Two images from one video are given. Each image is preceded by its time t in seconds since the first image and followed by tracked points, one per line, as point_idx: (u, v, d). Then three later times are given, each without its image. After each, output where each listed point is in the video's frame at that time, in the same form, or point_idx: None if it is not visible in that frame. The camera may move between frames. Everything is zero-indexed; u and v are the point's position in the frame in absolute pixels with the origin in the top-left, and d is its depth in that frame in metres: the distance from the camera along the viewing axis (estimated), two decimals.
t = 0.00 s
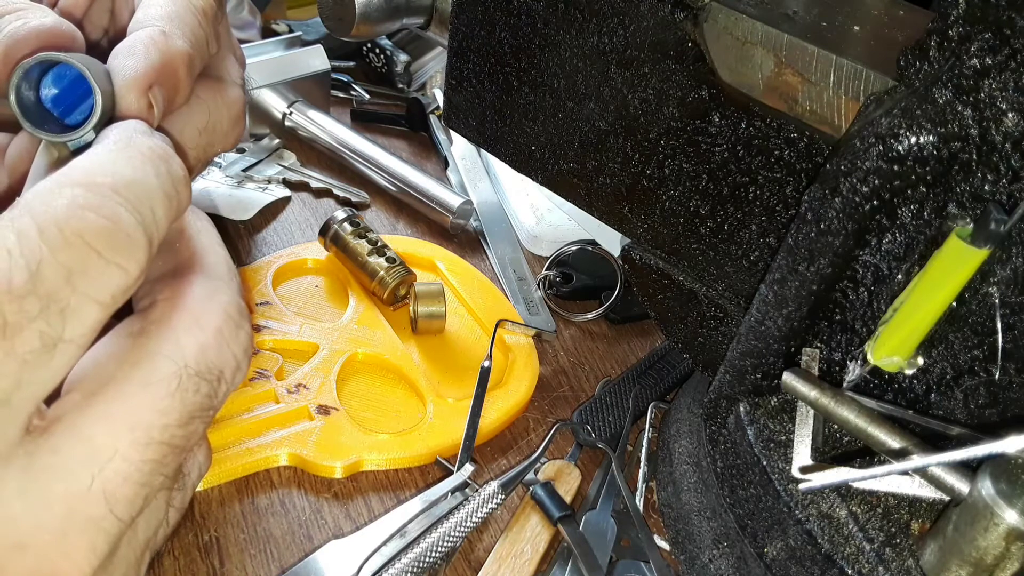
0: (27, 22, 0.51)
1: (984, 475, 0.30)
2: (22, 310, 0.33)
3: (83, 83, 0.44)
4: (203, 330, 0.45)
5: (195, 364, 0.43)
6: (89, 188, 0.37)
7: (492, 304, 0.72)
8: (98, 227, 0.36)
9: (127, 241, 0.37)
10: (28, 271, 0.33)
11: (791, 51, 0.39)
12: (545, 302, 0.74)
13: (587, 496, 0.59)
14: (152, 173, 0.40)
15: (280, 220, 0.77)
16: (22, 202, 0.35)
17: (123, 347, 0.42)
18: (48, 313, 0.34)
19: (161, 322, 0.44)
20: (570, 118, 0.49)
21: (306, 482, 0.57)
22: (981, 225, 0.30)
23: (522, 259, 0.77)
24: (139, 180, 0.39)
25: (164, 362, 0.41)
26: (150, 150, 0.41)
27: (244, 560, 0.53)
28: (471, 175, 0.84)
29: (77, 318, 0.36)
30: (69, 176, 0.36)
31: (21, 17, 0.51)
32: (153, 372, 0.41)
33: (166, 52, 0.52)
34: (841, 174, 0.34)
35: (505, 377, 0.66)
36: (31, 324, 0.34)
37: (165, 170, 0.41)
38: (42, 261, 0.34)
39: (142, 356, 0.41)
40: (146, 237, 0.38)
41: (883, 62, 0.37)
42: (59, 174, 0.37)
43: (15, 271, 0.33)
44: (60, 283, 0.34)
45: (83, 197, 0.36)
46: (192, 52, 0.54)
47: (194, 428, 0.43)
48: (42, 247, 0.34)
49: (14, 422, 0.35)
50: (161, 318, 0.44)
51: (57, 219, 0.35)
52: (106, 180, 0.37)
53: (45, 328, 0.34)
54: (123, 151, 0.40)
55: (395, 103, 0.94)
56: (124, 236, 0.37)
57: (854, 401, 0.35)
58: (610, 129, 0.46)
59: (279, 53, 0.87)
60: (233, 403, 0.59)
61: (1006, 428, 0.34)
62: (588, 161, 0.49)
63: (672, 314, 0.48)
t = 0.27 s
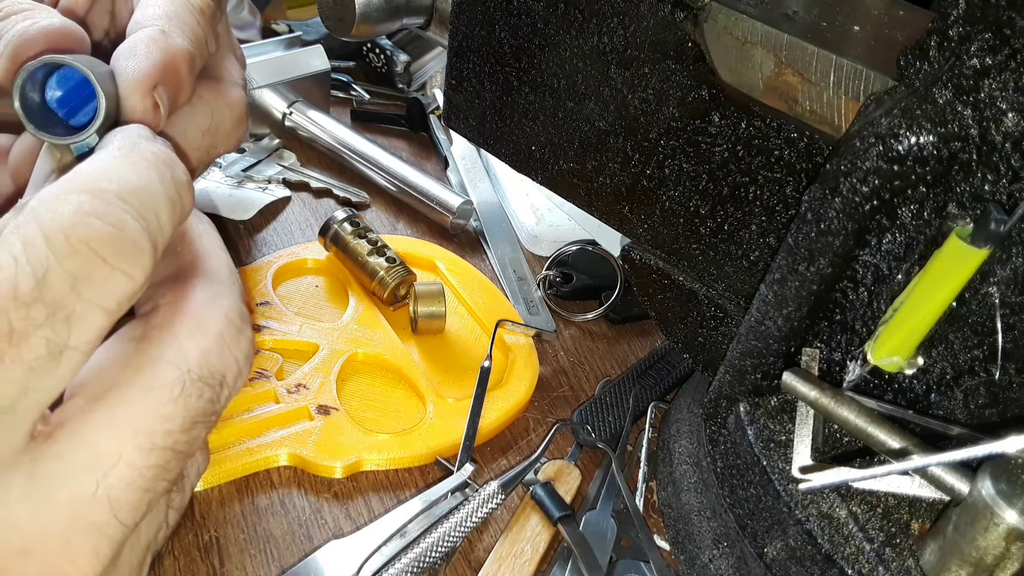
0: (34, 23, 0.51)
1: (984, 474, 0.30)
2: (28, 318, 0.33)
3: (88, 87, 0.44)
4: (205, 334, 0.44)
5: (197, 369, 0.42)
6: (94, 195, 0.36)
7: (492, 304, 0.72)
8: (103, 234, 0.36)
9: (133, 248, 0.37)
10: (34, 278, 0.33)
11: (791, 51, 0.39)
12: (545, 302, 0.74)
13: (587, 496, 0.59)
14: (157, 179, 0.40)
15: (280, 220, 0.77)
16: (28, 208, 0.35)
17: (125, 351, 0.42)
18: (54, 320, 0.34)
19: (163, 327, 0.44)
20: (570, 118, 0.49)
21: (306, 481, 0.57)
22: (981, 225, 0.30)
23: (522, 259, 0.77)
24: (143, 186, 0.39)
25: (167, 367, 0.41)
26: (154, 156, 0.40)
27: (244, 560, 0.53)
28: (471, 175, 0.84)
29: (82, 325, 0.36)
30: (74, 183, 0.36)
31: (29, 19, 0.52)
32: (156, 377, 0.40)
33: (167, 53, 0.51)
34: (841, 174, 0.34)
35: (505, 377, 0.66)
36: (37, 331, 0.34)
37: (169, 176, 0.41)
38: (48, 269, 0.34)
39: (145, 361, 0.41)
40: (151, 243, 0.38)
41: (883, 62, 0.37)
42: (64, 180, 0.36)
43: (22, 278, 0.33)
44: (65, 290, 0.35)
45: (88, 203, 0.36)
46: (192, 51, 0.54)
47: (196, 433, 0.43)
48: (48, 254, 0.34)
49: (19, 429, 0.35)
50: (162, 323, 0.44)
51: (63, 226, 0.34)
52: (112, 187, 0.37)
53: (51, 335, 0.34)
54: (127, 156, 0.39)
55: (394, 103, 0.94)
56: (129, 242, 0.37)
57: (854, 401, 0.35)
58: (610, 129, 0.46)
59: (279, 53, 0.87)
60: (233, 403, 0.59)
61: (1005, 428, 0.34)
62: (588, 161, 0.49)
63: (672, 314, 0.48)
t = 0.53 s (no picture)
0: (41, 24, 0.51)
1: (984, 475, 0.30)
2: (24, 323, 0.33)
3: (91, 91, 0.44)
4: (205, 339, 0.44)
5: (196, 375, 0.42)
6: (90, 200, 0.36)
7: (492, 304, 0.72)
8: (100, 239, 0.36)
9: (129, 252, 0.37)
10: (30, 283, 0.33)
11: (791, 51, 0.39)
12: (545, 302, 0.74)
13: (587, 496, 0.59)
14: (153, 184, 0.40)
15: (280, 220, 0.77)
16: (25, 213, 0.35)
17: (124, 356, 0.42)
18: (50, 325, 0.34)
19: (161, 332, 0.43)
20: (570, 118, 0.49)
21: (306, 481, 0.57)
22: (981, 225, 0.30)
23: (522, 259, 0.77)
24: (140, 191, 0.39)
25: (165, 374, 0.41)
26: (150, 161, 0.41)
27: (244, 560, 0.53)
28: (471, 175, 0.84)
29: (79, 331, 0.35)
30: (70, 188, 0.36)
31: (35, 20, 0.52)
32: (154, 384, 0.40)
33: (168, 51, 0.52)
34: (841, 174, 0.34)
35: (505, 377, 0.66)
36: (33, 337, 0.34)
37: (166, 181, 0.41)
38: (44, 273, 0.34)
39: (144, 366, 0.41)
40: (148, 248, 0.38)
41: (883, 62, 0.37)
42: (60, 185, 0.36)
43: (18, 284, 0.33)
44: (62, 295, 0.34)
45: (84, 208, 0.36)
46: (190, 49, 0.55)
47: (196, 437, 0.43)
48: (44, 260, 0.34)
49: (17, 434, 0.35)
50: (160, 328, 0.43)
51: (59, 231, 0.34)
52: (108, 192, 0.37)
53: (48, 340, 0.34)
54: (123, 161, 0.40)
55: (395, 103, 0.94)
56: (126, 247, 0.37)
57: (854, 401, 0.35)
58: (610, 129, 0.46)
59: (279, 53, 0.87)
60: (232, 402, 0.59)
61: (1005, 428, 0.34)
62: (588, 161, 0.49)
63: (672, 314, 0.48)
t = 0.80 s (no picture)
0: (44, 26, 0.51)
1: (984, 475, 0.30)
2: (27, 325, 0.33)
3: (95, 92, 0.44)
4: (209, 343, 0.44)
5: (200, 379, 0.42)
6: (94, 202, 0.37)
7: (492, 304, 0.72)
8: (103, 241, 0.36)
9: (132, 255, 0.37)
10: (33, 285, 0.33)
11: (791, 51, 0.39)
12: (545, 302, 0.74)
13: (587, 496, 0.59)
14: (157, 187, 0.40)
15: (280, 220, 0.77)
16: (29, 215, 0.35)
17: (130, 359, 0.42)
18: (53, 327, 0.34)
19: (166, 335, 0.44)
20: (570, 118, 0.49)
21: (306, 481, 0.57)
22: (981, 225, 0.30)
23: (522, 259, 0.77)
24: (143, 194, 0.39)
25: (170, 378, 0.41)
26: (154, 163, 0.41)
27: (244, 560, 0.53)
28: (471, 174, 0.84)
29: (82, 333, 0.35)
30: (74, 190, 0.36)
31: (37, 21, 0.52)
32: (158, 387, 0.40)
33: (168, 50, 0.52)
34: (841, 174, 0.34)
35: (505, 377, 0.66)
36: (37, 339, 0.34)
37: (169, 183, 0.41)
38: (48, 276, 0.34)
39: (148, 370, 0.41)
40: (151, 251, 0.38)
41: (883, 62, 0.37)
42: (64, 187, 0.37)
43: (21, 286, 0.33)
44: (65, 297, 0.34)
45: (88, 210, 0.36)
46: (190, 49, 0.55)
47: (199, 440, 0.43)
48: (47, 262, 0.34)
49: (20, 436, 0.35)
50: (165, 331, 0.44)
51: (62, 234, 0.34)
52: (111, 194, 0.37)
53: (51, 342, 0.34)
54: (127, 164, 0.40)
55: (395, 103, 0.94)
56: (129, 249, 0.37)
57: (854, 401, 0.35)
58: (610, 129, 0.46)
59: (279, 53, 0.87)
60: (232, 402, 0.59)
61: (1005, 428, 0.34)
62: (588, 161, 0.49)
63: (672, 314, 0.48)
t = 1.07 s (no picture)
0: (41, 26, 0.51)
1: (984, 475, 0.30)
2: (30, 325, 0.33)
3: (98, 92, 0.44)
4: (212, 344, 0.44)
5: (202, 379, 0.42)
6: (97, 203, 0.36)
7: (492, 304, 0.72)
8: (106, 242, 0.36)
9: (135, 255, 0.37)
10: (36, 285, 0.33)
11: (791, 51, 0.39)
12: (545, 302, 0.74)
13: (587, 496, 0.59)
14: (160, 188, 0.40)
15: (280, 220, 0.77)
16: (31, 216, 0.35)
17: (131, 359, 0.42)
18: (56, 327, 0.34)
19: (168, 336, 0.43)
20: (570, 118, 0.49)
21: (306, 482, 0.57)
22: (981, 225, 0.30)
23: (522, 259, 0.77)
24: (146, 195, 0.39)
25: (173, 377, 0.41)
26: (157, 164, 0.41)
27: (244, 560, 0.53)
28: (471, 175, 0.84)
29: (85, 332, 0.35)
30: (77, 191, 0.36)
31: (34, 21, 0.52)
32: (161, 388, 0.40)
33: (168, 51, 0.52)
34: (841, 174, 0.34)
35: (505, 377, 0.66)
36: (40, 339, 0.34)
37: (172, 184, 0.41)
38: (50, 276, 0.34)
39: (150, 371, 0.41)
40: (154, 252, 0.38)
41: (884, 62, 0.37)
42: (66, 188, 0.37)
43: (24, 286, 0.33)
44: (68, 297, 0.34)
45: (91, 211, 0.36)
46: (191, 49, 0.55)
47: (201, 441, 0.43)
48: (50, 262, 0.34)
49: (22, 435, 0.35)
50: (168, 331, 0.44)
51: (65, 234, 0.34)
52: (115, 195, 0.37)
53: (54, 342, 0.34)
54: (130, 165, 0.40)
55: (395, 103, 0.94)
56: (131, 250, 0.37)
57: (854, 401, 0.35)
58: (610, 129, 0.46)
59: (279, 53, 0.87)
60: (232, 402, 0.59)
61: (1006, 428, 0.34)
62: (588, 161, 0.49)
63: (672, 314, 0.48)
